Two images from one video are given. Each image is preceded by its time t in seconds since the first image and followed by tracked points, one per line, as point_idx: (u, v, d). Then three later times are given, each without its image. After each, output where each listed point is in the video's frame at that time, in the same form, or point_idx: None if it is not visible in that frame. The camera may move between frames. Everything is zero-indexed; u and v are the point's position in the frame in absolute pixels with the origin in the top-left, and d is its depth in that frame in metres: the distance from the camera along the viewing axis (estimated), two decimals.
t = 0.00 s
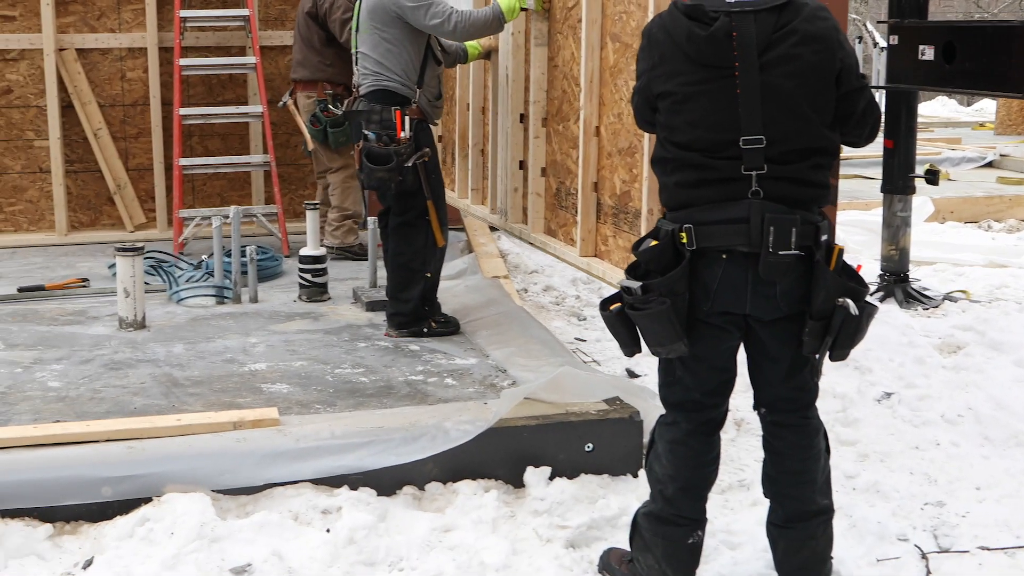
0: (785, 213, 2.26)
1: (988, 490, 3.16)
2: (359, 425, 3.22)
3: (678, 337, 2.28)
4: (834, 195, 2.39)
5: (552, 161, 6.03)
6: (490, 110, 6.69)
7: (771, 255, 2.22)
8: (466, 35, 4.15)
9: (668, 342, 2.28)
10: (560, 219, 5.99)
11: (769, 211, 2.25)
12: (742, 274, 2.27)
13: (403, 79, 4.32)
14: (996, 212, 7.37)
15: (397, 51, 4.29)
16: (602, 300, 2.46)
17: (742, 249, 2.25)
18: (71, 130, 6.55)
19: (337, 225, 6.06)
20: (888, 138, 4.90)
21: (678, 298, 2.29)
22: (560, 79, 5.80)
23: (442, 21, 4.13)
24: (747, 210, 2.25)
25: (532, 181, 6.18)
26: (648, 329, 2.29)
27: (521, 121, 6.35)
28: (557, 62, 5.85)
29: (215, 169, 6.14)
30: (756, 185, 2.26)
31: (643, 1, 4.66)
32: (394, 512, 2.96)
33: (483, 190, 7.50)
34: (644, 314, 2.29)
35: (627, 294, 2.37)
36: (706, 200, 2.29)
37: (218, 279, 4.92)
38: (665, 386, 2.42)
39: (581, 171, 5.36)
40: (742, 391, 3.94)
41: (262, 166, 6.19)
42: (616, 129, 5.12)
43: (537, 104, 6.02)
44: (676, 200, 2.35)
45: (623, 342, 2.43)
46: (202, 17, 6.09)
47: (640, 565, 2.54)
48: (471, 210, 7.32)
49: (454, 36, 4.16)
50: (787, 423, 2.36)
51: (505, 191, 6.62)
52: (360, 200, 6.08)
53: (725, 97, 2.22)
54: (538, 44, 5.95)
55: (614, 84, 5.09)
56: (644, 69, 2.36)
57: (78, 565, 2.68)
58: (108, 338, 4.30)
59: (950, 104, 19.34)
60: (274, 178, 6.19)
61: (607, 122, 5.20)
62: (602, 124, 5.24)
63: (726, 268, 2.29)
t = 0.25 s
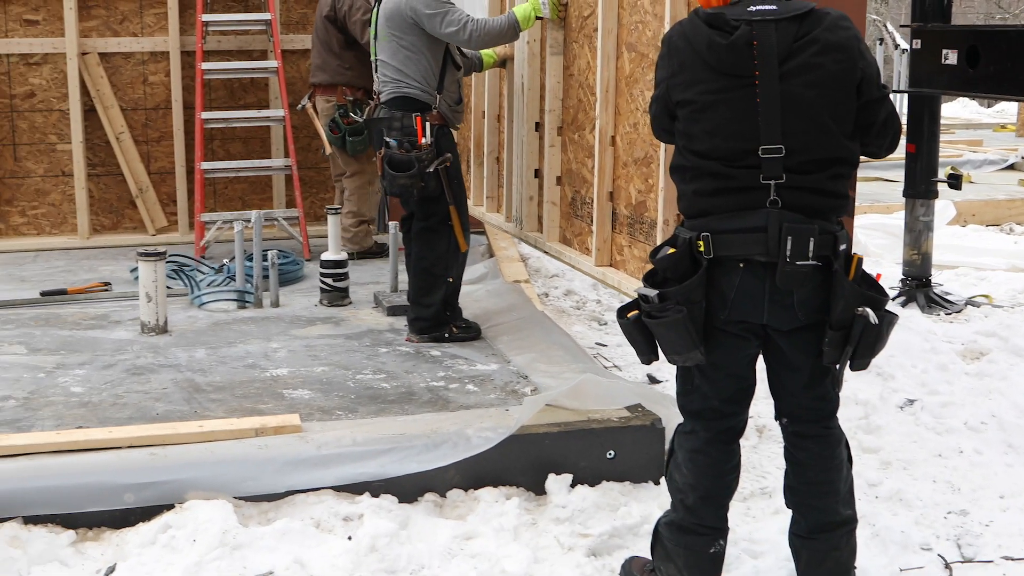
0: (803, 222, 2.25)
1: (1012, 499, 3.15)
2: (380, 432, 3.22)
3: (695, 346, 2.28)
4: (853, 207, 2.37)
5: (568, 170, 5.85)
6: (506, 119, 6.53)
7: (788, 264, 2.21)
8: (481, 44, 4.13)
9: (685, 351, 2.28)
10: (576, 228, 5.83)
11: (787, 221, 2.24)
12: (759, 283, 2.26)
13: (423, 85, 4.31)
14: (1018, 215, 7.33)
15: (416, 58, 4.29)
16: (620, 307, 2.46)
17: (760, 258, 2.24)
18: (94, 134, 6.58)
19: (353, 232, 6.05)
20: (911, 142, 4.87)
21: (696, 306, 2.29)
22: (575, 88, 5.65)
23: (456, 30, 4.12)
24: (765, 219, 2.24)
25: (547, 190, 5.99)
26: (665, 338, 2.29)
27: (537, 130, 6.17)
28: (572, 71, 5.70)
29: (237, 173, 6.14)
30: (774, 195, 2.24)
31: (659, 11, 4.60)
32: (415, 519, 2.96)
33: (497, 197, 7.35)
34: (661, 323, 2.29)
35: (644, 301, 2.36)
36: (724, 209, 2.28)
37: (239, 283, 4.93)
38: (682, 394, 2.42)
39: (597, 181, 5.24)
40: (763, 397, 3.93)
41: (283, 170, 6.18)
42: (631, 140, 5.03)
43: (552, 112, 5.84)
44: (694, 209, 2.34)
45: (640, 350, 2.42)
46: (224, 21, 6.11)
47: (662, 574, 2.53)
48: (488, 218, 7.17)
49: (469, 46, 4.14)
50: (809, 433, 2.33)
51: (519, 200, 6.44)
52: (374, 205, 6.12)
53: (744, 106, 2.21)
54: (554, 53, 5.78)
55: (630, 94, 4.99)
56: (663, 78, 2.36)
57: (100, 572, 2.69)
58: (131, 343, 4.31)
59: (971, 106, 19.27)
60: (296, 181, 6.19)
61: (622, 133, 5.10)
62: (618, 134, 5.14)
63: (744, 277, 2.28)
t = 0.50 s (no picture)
0: (811, 230, 2.25)
1: None
2: (393, 437, 3.23)
3: (704, 353, 2.28)
4: (862, 215, 2.37)
5: (573, 178, 5.94)
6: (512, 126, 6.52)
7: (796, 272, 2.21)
8: (485, 52, 4.18)
9: (694, 358, 2.29)
10: (581, 235, 5.92)
11: (795, 228, 2.24)
12: (768, 290, 2.26)
13: (432, 90, 4.32)
14: None
15: (425, 63, 4.31)
16: (630, 317, 2.46)
17: (768, 265, 2.24)
18: (107, 136, 6.60)
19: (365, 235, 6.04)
20: (923, 146, 4.85)
21: (705, 314, 2.29)
22: (581, 96, 5.69)
23: (463, 36, 4.16)
24: (773, 226, 2.25)
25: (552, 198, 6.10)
26: (674, 346, 2.29)
27: (543, 138, 6.18)
28: (578, 79, 5.73)
29: (250, 176, 6.15)
30: (782, 203, 2.25)
31: (663, 20, 4.63)
32: (428, 524, 2.97)
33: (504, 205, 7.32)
34: (669, 331, 2.29)
35: (654, 310, 2.37)
36: (732, 217, 2.29)
37: (252, 286, 4.95)
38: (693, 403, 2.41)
39: (601, 189, 5.31)
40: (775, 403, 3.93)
41: (296, 173, 6.18)
42: (635, 149, 5.09)
43: (558, 120, 5.91)
44: (703, 217, 2.35)
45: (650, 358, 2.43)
46: (238, 24, 6.12)
47: None
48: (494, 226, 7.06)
49: (473, 52, 4.18)
50: (821, 442, 2.32)
51: (525, 208, 6.44)
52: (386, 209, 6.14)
53: (752, 114, 2.23)
54: (559, 61, 5.80)
55: (635, 102, 5.04)
56: (672, 88, 2.38)
57: None
58: (144, 346, 4.33)
59: (983, 108, 19.23)
60: (309, 184, 6.19)
61: (627, 141, 5.17)
62: (622, 143, 5.21)
63: (752, 285, 2.28)
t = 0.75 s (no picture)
0: (816, 238, 2.24)
1: None
2: (403, 445, 3.23)
3: (711, 366, 2.28)
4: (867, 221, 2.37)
5: (577, 188, 5.80)
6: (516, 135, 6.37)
7: (801, 282, 2.21)
8: (486, 61, 4.21)
9: (703, 371, 2.29)
10: (585, 246, 5.80)
11: (800, 237, 2.23)
12: (774, 301, 2.25)
13: (440, 97, 4.34)
14: None
15: (432, 68, 4.32)
16: (636, 331, 2.46)
17: (774, 275, 2.23)
18: (119, 141, 6.62)
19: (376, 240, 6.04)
20: (934, 152, 4.83)
21: (712, 326, 2.29)
22: (585, 106, 5.57)
23: (468, 43, 4.18)
24: (778, 235, 2.24)
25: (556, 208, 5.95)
26: (682, 359, 2.29)
27: (547, 147, 6.03)
28: (582, 88, 5.61)
29: (261, 181, 6.15)
30: (787, 212, 2.25)
31: (665, 30, 4.59)
32: (438, 533, 2.97)
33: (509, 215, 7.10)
34: (677, 344, 2.29)
35: (660, 324, 2.37)
36: (736, 227, 2.29)
37: (264, 293, 4.96)
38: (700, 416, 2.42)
39: (604, 199, 5.25)
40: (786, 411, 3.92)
41: (307, 179, 6.19)
42: (638, 160, 5.02)
43: (562, 130, 5.76)
44: (707, 227, 2.34)
45: (657, 373, 2.43)
46: (249, 30, 6.14)
47: None
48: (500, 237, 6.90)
49: (475, 60, 4.21)
50: (830, 454, 2.32)
51: (530, 217, 6.30)
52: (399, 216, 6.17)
53: (754, 123, 2.23)
54: (564, 70, 5.67)
55: (637, 112, 4.98)
56: (673, 101, 2.39)
57: None
58: (155, 353, 4.33)
59: (996, 113, 19.18)
60: (320, 190, 6.19)
61: (630, 152, 5.10)
62: (625, 154, 5.13)
63: (758, 296, 2.27)
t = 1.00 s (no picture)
0: (817, 253, 2.24)
1: None
2: (417, 461, 3.22)
3: (721, 387, 2.27)
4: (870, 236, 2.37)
5: (584, 207, 5.67)
6: (525, 154, 6.28)
7: (804, 297, 2.20)
8: (501, 77, 4.22)
9: (712, 393, 2.28)
10: (592, 264, 5.67)
11: (802, 252, 2.23)
12: (778, 318, 2.25)
13: (454, 111, 4.35)
14: None
15: (447, 85, 4.33)
16: (641, 355, 2.45)
17: (777, 291, 2.23)
18: (135, 155, 6.64)
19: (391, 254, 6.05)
20: (951, 167, 4.79)
21: (717, 347, 2.28)
22: (592, 124, 5.47)
23: (478, 62, 4.19)
24: (780, 251, 2.24)
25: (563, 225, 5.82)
26: (690, 380, 2.28)
27: (555, 165, 5.95)
28: (589, 107, 5.51)
29: (277, 195, 6.16)
30: (788, 227, 2.25)
31: (671, 50, 4.53)
32: (453, 550, 2.96)
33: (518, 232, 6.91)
34: (684, 365, 2.28)
35: (666, 347, 2.36)
36: (736, 245, 2.29)
37: (279, 307, 4.96)
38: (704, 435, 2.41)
39: (610, 219, 5.19)
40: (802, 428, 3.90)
41: (322, 193, 6.20)
42: (645, 181, 4.95)
43: (569, 148, 5.64)
44: (708, 246, 2.34)
45: (665, 397, 2.42)
46: (265, 44, 6.15)
47: None
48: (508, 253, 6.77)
49: (489, 80, 4.23)
50: (839, 474, 2.31)
51: (538, 234, 6.16)
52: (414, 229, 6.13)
53: (752, 138, 2.25)
54: (571, 89, 5.58)
55: (642, 132, 4.91)
56: (671, 125, 2.42)
57: None
58: (170, 367, 4.34)
59: (1011, 127, 19.14)
60: (335, 204, 6.19)
61: (636, 171, 5.02)
62: (632, 173, 5.06)
63: (761, 314, 2.26)
